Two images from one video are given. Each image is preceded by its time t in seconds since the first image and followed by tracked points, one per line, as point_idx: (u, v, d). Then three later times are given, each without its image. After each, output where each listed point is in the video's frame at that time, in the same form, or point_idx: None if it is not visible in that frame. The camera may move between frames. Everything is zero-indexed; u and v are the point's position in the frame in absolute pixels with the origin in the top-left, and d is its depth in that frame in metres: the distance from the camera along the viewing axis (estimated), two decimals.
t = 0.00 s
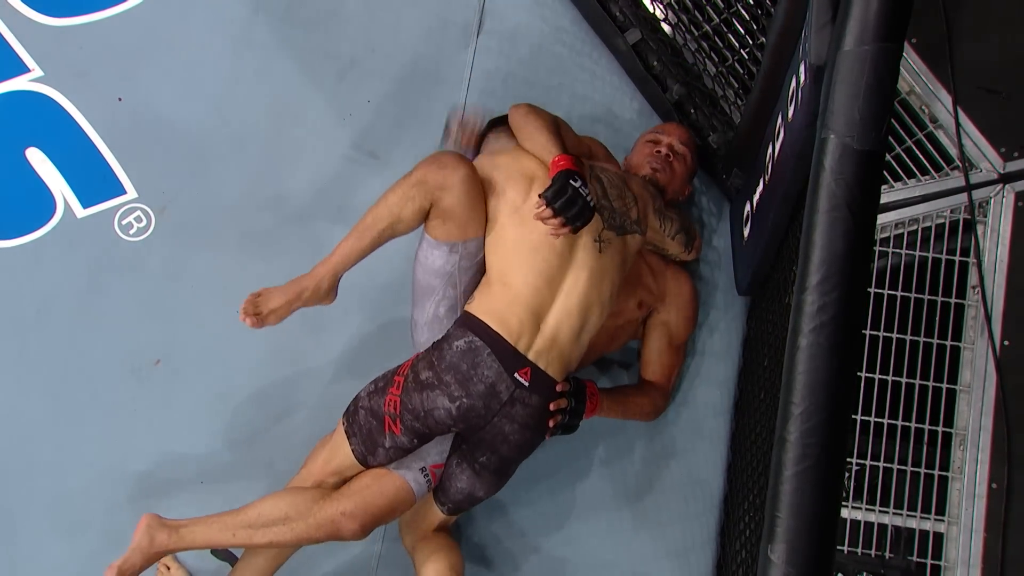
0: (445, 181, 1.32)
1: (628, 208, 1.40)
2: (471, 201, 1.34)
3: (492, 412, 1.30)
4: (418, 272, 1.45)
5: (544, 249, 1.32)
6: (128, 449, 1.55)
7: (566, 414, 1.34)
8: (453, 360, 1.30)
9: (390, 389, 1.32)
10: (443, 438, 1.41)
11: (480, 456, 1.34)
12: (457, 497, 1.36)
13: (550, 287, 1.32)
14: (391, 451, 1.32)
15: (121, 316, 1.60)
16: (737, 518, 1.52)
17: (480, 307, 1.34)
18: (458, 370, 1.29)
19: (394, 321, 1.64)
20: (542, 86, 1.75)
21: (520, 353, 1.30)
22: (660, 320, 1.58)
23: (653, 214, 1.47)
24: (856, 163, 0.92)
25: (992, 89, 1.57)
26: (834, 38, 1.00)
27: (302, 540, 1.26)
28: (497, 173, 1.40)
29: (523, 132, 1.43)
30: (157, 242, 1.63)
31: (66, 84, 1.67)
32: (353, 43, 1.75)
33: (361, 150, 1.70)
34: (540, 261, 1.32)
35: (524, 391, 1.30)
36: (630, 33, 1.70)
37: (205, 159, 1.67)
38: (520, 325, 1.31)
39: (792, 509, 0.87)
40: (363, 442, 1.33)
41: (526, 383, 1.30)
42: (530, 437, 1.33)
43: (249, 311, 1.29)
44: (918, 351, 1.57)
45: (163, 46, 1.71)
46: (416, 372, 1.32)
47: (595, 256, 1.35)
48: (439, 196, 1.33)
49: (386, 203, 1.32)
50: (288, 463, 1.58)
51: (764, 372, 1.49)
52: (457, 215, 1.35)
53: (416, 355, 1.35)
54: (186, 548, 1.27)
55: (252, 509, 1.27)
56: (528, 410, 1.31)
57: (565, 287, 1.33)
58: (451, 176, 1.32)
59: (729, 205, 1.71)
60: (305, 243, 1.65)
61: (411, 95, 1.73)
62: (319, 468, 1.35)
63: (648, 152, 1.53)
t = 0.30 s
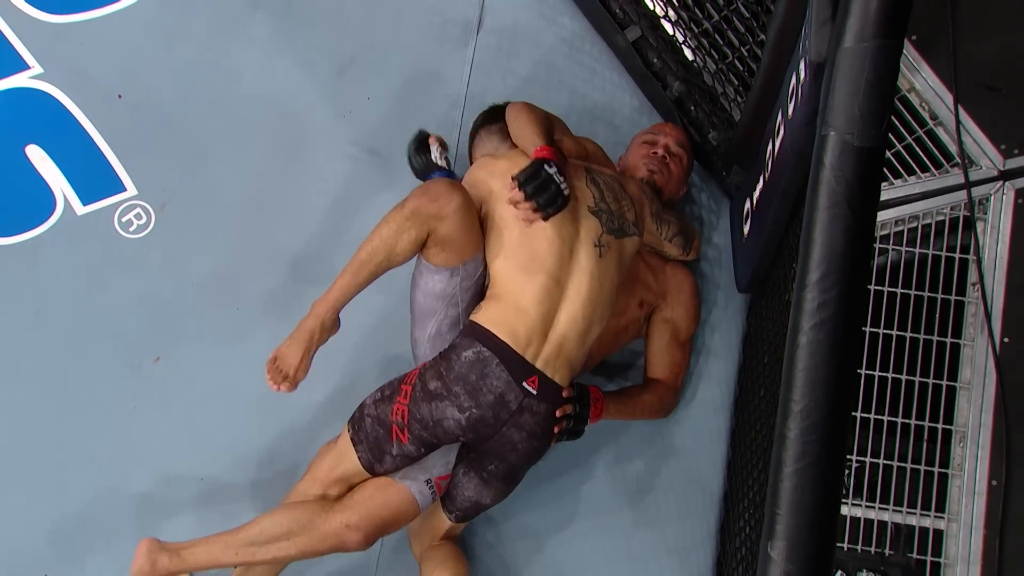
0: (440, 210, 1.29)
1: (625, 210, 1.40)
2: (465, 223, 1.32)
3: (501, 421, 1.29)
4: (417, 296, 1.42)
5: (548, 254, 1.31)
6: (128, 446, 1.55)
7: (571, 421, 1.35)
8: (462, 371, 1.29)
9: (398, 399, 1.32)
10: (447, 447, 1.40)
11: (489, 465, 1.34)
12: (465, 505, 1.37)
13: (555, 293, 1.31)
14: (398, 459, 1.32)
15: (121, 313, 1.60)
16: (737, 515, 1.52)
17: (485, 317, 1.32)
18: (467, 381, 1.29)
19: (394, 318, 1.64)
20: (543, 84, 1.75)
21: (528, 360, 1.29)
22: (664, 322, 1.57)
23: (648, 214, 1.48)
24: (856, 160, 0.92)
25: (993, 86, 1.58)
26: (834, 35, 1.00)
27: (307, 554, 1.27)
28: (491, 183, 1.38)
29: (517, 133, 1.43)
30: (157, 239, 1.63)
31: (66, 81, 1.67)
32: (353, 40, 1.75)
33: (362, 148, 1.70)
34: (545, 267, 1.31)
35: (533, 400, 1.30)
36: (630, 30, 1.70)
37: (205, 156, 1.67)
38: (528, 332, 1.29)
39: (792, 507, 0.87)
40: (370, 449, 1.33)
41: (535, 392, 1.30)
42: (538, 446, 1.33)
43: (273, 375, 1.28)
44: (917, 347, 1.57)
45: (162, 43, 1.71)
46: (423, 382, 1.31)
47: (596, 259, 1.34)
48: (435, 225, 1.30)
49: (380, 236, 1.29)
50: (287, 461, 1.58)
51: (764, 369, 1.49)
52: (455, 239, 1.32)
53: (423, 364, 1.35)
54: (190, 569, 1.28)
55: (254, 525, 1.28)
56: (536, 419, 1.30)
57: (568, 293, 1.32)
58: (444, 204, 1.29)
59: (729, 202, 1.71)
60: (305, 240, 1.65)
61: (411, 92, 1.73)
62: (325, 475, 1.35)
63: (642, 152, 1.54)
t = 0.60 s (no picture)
0: (448, 195, 1.29)
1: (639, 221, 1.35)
2: (473, 211, 1.32)
3: (498, 422, 1.30)
4: (419, 281, 1.43)
5: (554, 259, 1.28)
6: (128, 442, 1.55)
7: (567, 420, 1.36)
8: (460, 372, 1.29)
9: (395, 396, 1.33)
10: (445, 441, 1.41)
11: (485, 463, 1.36)
12: (463, 502, 1.40)
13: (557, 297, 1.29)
14: (395, 455, 1.33)
15: (121, 309, 1.60)
16: (737, 511, 1.52)
17: (487, 317, 1.31)
18: (465, 383, 1.29)
19: (394, 314, 1.64)
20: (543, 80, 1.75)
21: (527, 363, 1.29)
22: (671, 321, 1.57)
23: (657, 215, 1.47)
24: (855, 156, 0.92)
25: (993, 83, 1.58)
26: (834, 31, 1.00)
27: (305, 545, 1.27)
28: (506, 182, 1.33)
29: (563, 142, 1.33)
30: (157, 236, 1.63)
31: (65, 77, 1.67)
32: (353, 37, 1.75)
33: (361, 144, 1.70)
34: (548, 270, 1.28)
35: (530, 402, 1.30)
36: (630, 26, 1.70)
37: (205, 153, 1.67)
38: (528, 335, 1.29)
39: (792, 503, 0.87)
40: (367, 443, 1.34)
41: (532, 394, 1.30)
42: (534, 446, 1.34)
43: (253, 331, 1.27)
44: (917, 343, 1.57)
45: (162, 39, 1.71)
46: (422, 380, 1.32)
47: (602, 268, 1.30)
48: (442, 210, 1.31)
49: (387, 217, 1.29)
50: (287, 456, 1.58)
51: (764, 365, 1.49)
52: (460, 226, 1.33)
53: (423, 361, 1.35)
54: (189, 562, 1.29)
55: (253, 517, 1.28)
56: (533, 420, 1.31)
57: (570, 298, 1.30)
58: (453, 189, 1.29)
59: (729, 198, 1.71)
60: (305, 237, 1.65)
61: (411, 89, 1.73)
62: (321, 468, 1.36)
63: (650, 151, 1.51)
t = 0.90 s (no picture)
0: (469, 212, 1.28)
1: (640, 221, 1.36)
2: (491, 229, 1.32)
3: (498, 421, 1.31)
4: (432, 286, 1.42)
5: (553, 257, 1.30)
6: (128, 438, 1.56)
7: (568, 418, 1.34)
8: (460, 371, 1.30)
9: (396, 397, 1.33)
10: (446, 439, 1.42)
11: (484, 461, 1.36)
12: (460, 500, 1.39)
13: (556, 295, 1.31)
14: (397, 455, 1.34)
15: (121, 306, 1.60)
16: (737, 507, 1.52)
17: (486, 314, 1.32)
18: (465, 382, 1.29)
19: (394, 310, 1.64)
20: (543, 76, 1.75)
21: (527, 360, 1.30)
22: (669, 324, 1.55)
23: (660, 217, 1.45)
24: (856, 152, 0.92)
25: (993, 78, 1.57)
26: (834, 26, 1.00)
27: (311, 546, 1.28)
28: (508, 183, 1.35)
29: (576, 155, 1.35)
30: (157, 232, 1.63)
31: (65, 73, 1.67)
32: (352, 33, 1.74)
33: (361, 141, 1.70)
34: (548, 268, 1.30)
35: (529, 400, 1.31)
36: (630, 22, 1.70)
37: (205, 149, 1.67)
38: (528, 332, 1.30)
39: (792, 498, 0.87)
40: (368, 445, 1.34)
41: (531, 392, 1.30)
42: (534, 444, 1.34)
43: (257, 330, 1.26)
44: (918, 339, 1.57)
45: (162, 36, 1.71)
46: (421, 381, 1.32)
47: (601, 267, 1.32)
48: (460, 225, 1.29)
49: (403, 226, 1.28)
50: (287, 453, 1.58)
51: (764, 361, 1.49)
52: (476, 242, 1.32)
53: (422, 361, 1.36)
54: (195, 564, 1.29)
55: (259, 518, 1.29)
56: (533, 418, 1.31)
57: (569, 296, 1.32)
58: (475, 206, 1.28)
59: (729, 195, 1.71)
60: (304, 233, 1.65)
61: (410, 85, 1.73)
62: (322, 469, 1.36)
63: (656, 152, 1.49)
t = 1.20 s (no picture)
0: (468, 254, 1.24)
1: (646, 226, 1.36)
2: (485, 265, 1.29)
3: (504, 429, 1.30)
4: (429, 305, 1.38)
5: (559, 263, 1.28)
6: (128, 436, 1.55)
7: (571, 421, 1.37)
8: (466, 381, 1.28)
9: (401, 403, 1.32)
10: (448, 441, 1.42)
11: (489, 466, 1.37)
12: (462, 501, 1.40)
13: (563, 302, 1.29)
14: (400, 460, 1.33)
15: (121, 304, 1.60)
16: (737, 505, 1.52)
17: (491, 320, 1.30)
18: (471, 391, 1.28)
19: (395, 308, 1.64)
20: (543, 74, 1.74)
21: (534, 368, 1.29)
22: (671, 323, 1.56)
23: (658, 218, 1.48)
24: (855, 149, 0.92)
25: (992, 76, 1.57)
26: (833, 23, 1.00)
27: (315, 547, 1.29)
28: (513, 189, 1.33)
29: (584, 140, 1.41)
30: (157, 230, 1.63)
31: (65, 71, 1.67)
32: (352, 31, 1.74)
33: (361, 139, 1.70)
34: (554, 275, 1.28)
35: (534, 407, 1.30)
36: (630, 19, 1.70)
37: (204, 147, 1.67)
38: (535, 339, 1.28)
39: (792, 496, 0.87)
40: (371, 448, 1.34)
41: (536, 399, 1.30)
42: (539, 450, 1.35)
43: (274, 396, 1.18)
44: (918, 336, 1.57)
45: (162, 33, 1.71)
46: (427, 389, 1.31)
47: (607, 272, 1.30)
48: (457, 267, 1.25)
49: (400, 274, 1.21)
50: (287, 450, 1.58)
51: (764, 359, 1.48)
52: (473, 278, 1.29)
53: (427, 368, 1.34)
54: (198, 567, 1.28)
55: (262, 523, 1.28)
56: (538, 425, 1.32)
57: (575, 302, 1.30)
58: (472, 246, 1.24)
59: (729, 192, 1.71)
60: (305, 231, 1.65)
61: (410, 82, 1.73)
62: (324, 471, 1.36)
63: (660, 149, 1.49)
